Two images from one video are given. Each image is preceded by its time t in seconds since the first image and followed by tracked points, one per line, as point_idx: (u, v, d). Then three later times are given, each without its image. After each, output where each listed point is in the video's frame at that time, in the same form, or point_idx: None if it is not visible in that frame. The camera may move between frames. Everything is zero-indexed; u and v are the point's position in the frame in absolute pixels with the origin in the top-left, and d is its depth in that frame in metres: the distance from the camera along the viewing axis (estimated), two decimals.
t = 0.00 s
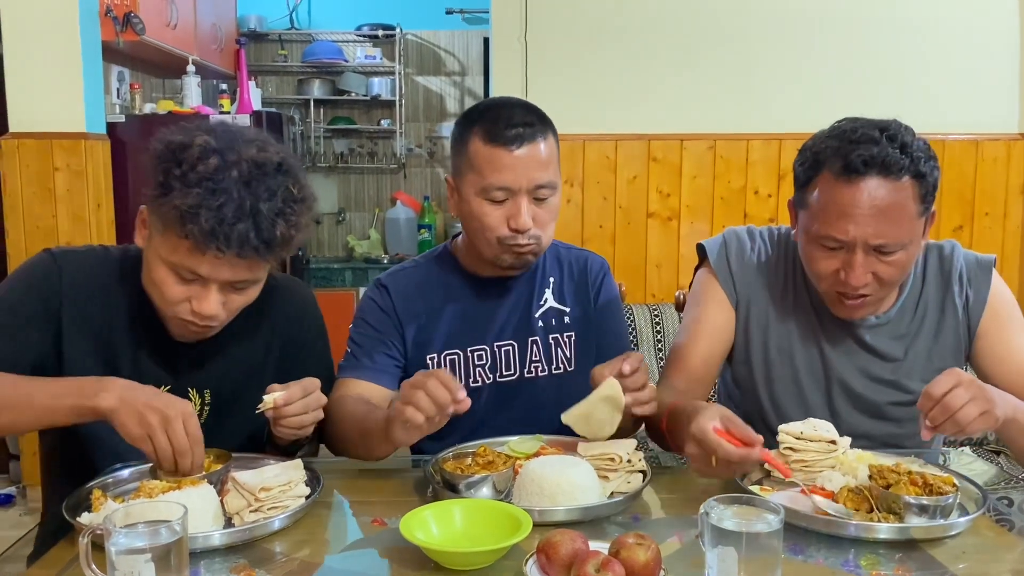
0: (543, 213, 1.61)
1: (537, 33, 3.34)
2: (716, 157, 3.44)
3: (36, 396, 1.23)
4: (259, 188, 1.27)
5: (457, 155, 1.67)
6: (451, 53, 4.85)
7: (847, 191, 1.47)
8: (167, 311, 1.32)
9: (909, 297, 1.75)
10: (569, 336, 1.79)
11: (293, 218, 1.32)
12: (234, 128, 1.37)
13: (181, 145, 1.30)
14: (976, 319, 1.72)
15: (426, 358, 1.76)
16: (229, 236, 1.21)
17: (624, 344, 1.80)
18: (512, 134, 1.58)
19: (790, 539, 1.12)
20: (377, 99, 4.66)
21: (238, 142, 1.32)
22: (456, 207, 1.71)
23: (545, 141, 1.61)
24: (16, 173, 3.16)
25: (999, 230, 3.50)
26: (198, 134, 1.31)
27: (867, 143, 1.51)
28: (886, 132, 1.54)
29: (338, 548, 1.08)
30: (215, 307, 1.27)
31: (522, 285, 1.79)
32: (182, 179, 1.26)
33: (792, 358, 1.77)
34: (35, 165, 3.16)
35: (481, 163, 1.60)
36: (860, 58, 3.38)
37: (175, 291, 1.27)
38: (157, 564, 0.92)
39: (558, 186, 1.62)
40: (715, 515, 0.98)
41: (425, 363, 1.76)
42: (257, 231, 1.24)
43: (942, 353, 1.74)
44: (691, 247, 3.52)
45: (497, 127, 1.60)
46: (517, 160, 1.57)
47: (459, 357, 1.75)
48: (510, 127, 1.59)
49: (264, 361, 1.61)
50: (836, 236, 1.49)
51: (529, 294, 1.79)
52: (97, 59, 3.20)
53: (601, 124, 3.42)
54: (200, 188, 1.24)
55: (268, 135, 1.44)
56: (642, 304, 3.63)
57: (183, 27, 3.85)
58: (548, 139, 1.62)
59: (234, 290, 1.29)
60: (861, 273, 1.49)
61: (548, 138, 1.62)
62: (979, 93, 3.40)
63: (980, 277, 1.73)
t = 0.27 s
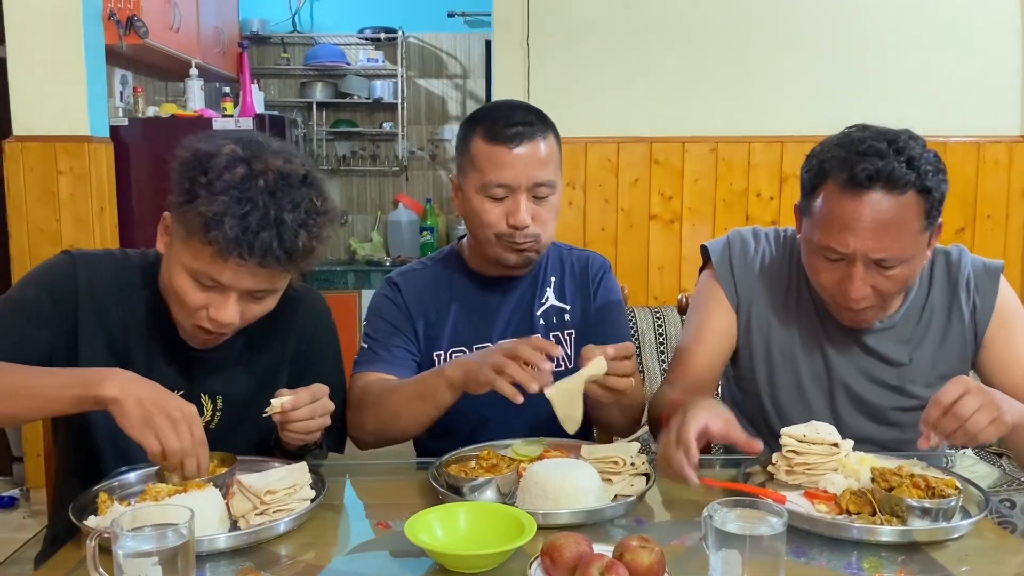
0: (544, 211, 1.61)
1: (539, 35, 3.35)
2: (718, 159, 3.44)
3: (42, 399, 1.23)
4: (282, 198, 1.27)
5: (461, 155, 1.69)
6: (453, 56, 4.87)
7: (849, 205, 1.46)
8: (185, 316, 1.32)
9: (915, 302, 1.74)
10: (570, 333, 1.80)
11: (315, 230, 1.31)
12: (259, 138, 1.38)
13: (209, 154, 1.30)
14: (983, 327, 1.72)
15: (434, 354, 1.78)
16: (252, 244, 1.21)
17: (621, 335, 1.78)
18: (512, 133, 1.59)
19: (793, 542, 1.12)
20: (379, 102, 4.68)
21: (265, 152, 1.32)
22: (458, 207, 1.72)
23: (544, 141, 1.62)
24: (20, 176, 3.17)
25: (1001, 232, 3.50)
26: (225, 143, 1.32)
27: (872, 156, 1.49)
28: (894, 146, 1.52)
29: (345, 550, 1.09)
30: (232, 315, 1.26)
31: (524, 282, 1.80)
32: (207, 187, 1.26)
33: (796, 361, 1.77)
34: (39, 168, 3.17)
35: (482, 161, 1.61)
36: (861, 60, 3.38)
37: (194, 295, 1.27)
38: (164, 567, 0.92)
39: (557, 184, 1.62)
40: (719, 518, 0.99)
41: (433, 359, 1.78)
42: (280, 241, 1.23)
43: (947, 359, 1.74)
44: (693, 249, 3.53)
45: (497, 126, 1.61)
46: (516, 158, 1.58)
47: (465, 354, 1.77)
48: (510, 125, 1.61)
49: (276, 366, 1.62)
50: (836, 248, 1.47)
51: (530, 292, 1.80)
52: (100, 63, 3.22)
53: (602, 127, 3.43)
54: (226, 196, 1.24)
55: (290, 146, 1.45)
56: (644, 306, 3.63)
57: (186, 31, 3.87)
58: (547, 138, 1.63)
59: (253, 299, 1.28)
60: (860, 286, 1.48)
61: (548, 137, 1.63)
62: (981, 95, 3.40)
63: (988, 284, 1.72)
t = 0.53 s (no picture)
0: (550, 213, 1.62)
1: (540, 37, 3.35)
2: (720, 161, 3.44)
3: (46, 402, 1.24)
4: (290, 207, 1.26)
5: (470, 155, 1.69)
6: (455, 58, 4.87)
7: (873, 207, 1.45)
8: (190, 322, 1.32)
9: (929, 309, 1.72)
10: (573, 334, 1.80)
11: (322, 238, 1.30)
12: (269, 144, 1.36)
13: (216, 160, 1.30)
14: (995, 341, 1.70)
15: (441, 352, 1.78)
16: (259, 253, 1.20)
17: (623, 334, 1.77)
18: (521, 136, 1.59)
19: (796, 545, 1.12)
20: (381, 104, 4.69)
21: (273, 159, 1.31)
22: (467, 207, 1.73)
23: (554, 145, 1.61)
24: (22, 179, 3.17)
25: (1004, 234, 3.50)
26: (234, 150, 1.30)
27: (898, 161, 1.48)
28: (922, 152, 1.51)
29: (348, 554, 1.09)
30: (236, 322, 1.27)
31: (529, 283, 1.80)
32: (215, 194, 1.25)
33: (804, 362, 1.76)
34: (42, 170, 3.17)
35: (490, 162, 1.61)
36: (864, 61, 3.38)
37: (199, 302, 1.27)
38: (167, 570, 0.92)
39: (565, 190, 1.62)
40: (722, 521, 0.99)
41: (440, 357, 1.78)
42: (286, 249, 1.23)
43: (957, 369, 1.72)
44: (695, 251, 3.53)
45: (507, 128, 1.61)
46: (524, 160, 1.58)
47: (471, 353, 1.77)
48: (520, 128, 1.61)
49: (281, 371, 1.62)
50: (856, 250, 1.47)
51: (536, 293, 1.80)
52: (102, 66, 3.23)
53: (604, 128, 3.43)
54: (233, 204, 1.23)
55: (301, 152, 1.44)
56: (646, 308, 3.64)
57: (188, 33, 3.88)
58: (557, 143, 1.63)
59: (258, 307, 1.29)
60: (877, 289, 1.48)
61: (557, 141, 1.63)
62: (983, 97, 3.40)
63: (1005, 298, 1.70)
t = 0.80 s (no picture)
0: (553, 221, 1.62)
1: (542, 39, 3.36)
2: (722, 163, 3.44)
3: (49, 405, 1.24)
4: (287, 215, 1.24)
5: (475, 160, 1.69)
6: (456, 60, 4.87)
7: (914, 192, 1.45)
8: (189, 331, 1.31)
9: (944, 310, 1.72)
10: (578, 337, 1.80)
11: (321, 246, 1.29)
12: (267, 151, 1.35)
13: (212, 168, 1.28)
14: (1006, 344, 1.69)
15: (447, 351, 1.78)
16: (256, 262, 1.19)
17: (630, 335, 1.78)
18: (525, 144, 1.59)
19: (798, 547, 1.12)
20: (383, 106, 4.69)
21: (270, 166, 1.29)
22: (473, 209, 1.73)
23: (558, 152, 1.61)
24: (25, 181, 3.18)
25: (1005, 236, 3.50)
26: (231, 158, 1.29)
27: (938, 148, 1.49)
28: (959, 141, 1.52)
29: (349, 556, 1.09)
30: (235, 331, 1.25)
31: (534, 285, 1.80)
32: (212, 203, 1.24)
33: (818, 361, 1.76)
34: (44, 173, 3.18)
35: (495, 169, 1.61)
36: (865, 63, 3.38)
37: (198, 312, 1.26)
38: (169, 572, 0.92)
39: (568, 197, 1.63)
40: (724, 524, 0.99)
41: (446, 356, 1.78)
42: (284, 258, 1.21)
43: (969, 371, 1.71)
44: (696, 253, 3.53)
45: (512, 136, 1.61)
46: (528, 168, 1.58)
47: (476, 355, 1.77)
48: (525, 136, 1.60)
49: (284, 377, 1.62)
50: (892, 235, 1.46)
51: (541, 295, 1.80)
52: (104, 68, 3.23)
53: (605, 131, 3.43)
54: (230, 213, 1.22)
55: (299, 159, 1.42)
56: (648, 310, 3.64)
57: (190, 36, 3.88)
58: (561, 150, 1.63)
59: (257, 315, 1.27)
60: (910, 276, 1.48)
61: (561, 149, 1.63)
62: (984, 99, 3.40)
63: (1016, 302, 1.70)
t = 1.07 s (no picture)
0: (560, 222, 1.63)
1: (543, 40, 3.36)
2: (723, 164, 3.44)
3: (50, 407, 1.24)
4: (277, 229, 1.19)
5: (482, 161, 1.70)
6: (457, 62, 4.88)
7: (918, 182, 1.45)
8: (177, 345, 1.27)
9: (947, 310, 1.72)
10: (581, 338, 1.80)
11: (312, 260, 1.24)
12: (259, 160, 1.28)
13: (201, 178, 1.21)
14: (1007, 344, 1.69)
15: (451, 350, 1.79)
16: (243, 278, 1.14)
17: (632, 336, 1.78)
18: (533, 144, 1.59)
19: (799, 548, 1.12)
20: (384, 108, 4.69)
21: (261, 177, 1.23)
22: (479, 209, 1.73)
23: (565, 153, 1.62)
24: (26, 183, 3.18)
25: (1006, 237, 3.50)
26: (220, 168, 1.22)
27: (942, 140, 1.50)
28: (963, 135, 1.53)
29: (350, 558, 1.09)
30: (223, 349, 1.21)
31: (538, 286, 1.80)
32: (199, 215, 1.18)
33: (822, 359, 1.75)
34: (46, 175, 3.18)
35: (502, 168, 1.62)
36: (866, 65, 3.38)
37: (185, 327, 1.22)
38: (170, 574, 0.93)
39: (574, 198, 1.63)
40: (724, 525, 0.99)
41: (450, 354, 1.79)
42: (273, 274, 1.17)
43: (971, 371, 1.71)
44: (697, 254, 3.53)
45: (519, 136, 1.61)
46: (535, 168, 1.59)
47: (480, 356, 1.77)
48: (531, 137, 1.61)
49: (280, 386, 1.60)
50: (895, 224, 1.47)
51: (545, 295, 1.80)
52: (106, 70, 3.24)
53: (606, 132, 3.43)
54: (217, 226, 1.16)
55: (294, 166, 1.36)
56: (649, 311, 3.64)
57: (191, 38, 3.89)
58: (568, 151, 1.63)
59: (246, 331, 1.23)
60: (913, 267, 1.48)
61: (568, 150, 1.63)
62: (985, 101, 3.40)
63: (1018, 303, 1.71)
